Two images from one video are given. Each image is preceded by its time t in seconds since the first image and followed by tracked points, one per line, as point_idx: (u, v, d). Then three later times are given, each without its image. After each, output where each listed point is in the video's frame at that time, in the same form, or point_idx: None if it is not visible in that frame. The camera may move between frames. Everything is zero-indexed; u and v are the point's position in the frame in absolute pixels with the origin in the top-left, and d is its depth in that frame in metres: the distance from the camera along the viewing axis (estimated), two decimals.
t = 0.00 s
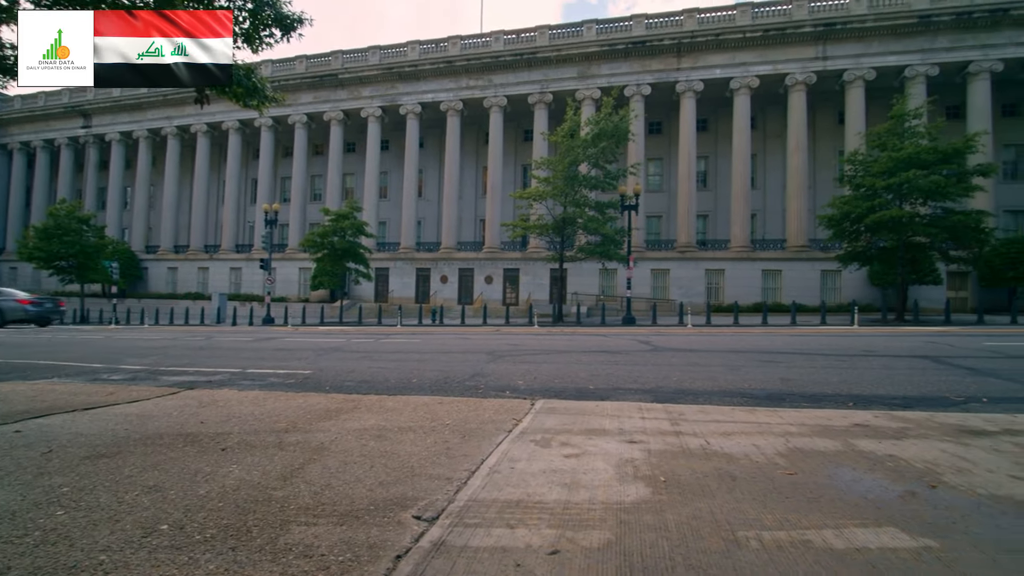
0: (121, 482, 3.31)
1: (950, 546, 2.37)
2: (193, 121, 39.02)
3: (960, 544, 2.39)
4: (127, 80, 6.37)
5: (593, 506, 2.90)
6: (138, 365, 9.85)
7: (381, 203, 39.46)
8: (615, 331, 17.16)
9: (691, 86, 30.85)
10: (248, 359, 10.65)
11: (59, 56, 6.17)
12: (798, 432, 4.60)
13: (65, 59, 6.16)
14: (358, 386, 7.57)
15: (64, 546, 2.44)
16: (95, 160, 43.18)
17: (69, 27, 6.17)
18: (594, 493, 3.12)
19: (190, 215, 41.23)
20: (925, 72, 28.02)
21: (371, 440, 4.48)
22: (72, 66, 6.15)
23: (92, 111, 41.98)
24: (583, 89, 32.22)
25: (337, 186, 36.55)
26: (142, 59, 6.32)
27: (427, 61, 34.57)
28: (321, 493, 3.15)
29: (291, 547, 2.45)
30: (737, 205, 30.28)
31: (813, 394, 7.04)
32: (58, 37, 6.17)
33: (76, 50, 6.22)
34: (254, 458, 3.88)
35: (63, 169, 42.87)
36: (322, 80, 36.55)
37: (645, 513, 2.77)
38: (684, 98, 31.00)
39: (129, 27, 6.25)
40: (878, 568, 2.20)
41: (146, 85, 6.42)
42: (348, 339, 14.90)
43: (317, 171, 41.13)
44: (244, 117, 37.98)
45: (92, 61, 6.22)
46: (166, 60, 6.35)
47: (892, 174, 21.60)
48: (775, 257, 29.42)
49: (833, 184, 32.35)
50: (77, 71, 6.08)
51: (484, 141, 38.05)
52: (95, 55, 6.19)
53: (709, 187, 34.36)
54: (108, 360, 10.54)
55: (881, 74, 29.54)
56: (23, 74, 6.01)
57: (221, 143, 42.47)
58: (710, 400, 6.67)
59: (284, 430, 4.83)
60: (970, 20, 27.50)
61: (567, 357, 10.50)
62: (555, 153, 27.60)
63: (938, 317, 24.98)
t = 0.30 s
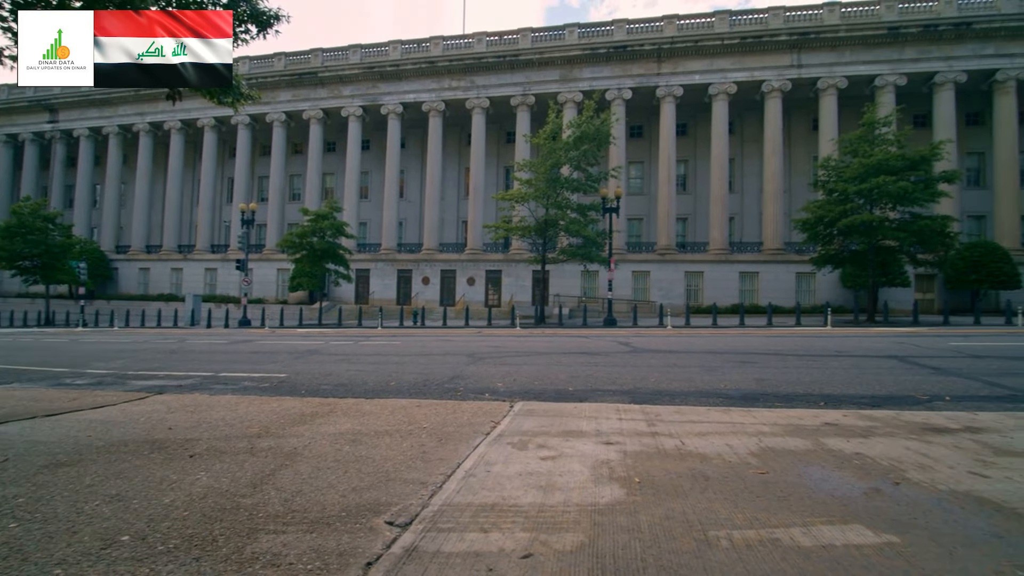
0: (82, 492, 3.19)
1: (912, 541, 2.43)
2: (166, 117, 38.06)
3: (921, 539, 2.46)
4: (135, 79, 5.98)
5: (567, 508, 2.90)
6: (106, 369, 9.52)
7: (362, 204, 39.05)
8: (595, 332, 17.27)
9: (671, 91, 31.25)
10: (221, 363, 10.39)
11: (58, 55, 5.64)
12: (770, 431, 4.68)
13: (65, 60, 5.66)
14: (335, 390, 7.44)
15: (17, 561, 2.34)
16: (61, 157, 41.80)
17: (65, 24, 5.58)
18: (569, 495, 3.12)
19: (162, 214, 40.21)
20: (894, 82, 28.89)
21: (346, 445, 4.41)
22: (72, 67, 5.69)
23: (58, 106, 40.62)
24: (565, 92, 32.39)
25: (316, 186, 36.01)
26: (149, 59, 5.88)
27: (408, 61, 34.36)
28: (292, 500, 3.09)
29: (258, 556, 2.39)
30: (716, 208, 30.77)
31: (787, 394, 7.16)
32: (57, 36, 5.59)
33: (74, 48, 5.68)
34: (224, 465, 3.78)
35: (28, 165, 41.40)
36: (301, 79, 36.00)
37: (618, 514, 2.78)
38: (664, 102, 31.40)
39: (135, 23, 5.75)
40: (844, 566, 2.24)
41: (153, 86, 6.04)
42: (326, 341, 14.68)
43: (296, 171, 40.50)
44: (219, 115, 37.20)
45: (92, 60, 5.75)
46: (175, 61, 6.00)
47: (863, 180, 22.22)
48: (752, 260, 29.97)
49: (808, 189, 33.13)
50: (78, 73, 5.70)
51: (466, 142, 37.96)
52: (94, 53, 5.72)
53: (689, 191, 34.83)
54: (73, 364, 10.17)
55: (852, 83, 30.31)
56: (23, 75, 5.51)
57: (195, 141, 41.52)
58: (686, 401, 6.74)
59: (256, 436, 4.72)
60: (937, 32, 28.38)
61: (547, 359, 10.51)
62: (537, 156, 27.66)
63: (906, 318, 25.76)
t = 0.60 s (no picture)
0: (41, 503, 3.08)
1: (877, 539, 2.48)
2: (139, 114, 37.14)
3: (886, 537, 2.51)
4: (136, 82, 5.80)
5: (543, 512, 2.89)
6: (72, 374, 9.20)
7: (343, 205, 38.62)
8: (577, 335, 17.31)
9: (652, 97, 31.60)
10: (194, 367, 10.13)
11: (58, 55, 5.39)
12: (745, 432, 4.75)
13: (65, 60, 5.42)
14: (312, 394, 7.33)
15: None
16: (27, 153, 40.46)
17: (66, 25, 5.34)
18: (544, 499, 3.11)
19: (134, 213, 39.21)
20: (865, 92, 29.71)
21: (321, 450, 4.34)
22: (72, 68, 5.47)
23: (24, 102, 39.31)
24: (548, 95, 32.52)
25: (296, 186, 35.50)
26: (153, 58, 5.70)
27: (391, 61, 34.16)
28: (262, 508, 3.02)
29: (225, 568, 2.32)
30: (695, 211, 31.21)
31: (762, 395, 7.28)
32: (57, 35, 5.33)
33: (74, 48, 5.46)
34: (192, 473, 3.68)
35: None
36: (280, 77, 35.47)
37: (592, 517, 2.79)
38: (646, 108, 31.73)
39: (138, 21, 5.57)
40: (812, 565, 2.27)
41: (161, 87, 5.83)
42: (305, 345, 14.44)
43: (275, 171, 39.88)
44: (195, 113, 36.44)
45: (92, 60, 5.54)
46: (181, 61, 5.84)
47: (836, 186, 22.80)
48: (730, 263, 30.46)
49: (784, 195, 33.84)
50: (79, 73, 5.50)
51: (449, 144, 37.82)
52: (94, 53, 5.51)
53: (669, 196, 35.26)
54: (37, 369, 9.81)
55: (826, 92, 31.07)
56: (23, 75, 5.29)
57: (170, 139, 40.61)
58: (665, 403, 6.80)
59: (227, 442, 4.62)
60: (905, 44, 29.27)
61: (528, 361, 10.50)
62: (520, 159, 27.67)
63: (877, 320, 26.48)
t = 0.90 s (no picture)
0: None
1: (843, 538, 2.53)
2: (111, 112, 36.22)
3: (852, 535, 2.55)
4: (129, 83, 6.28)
5: (519, 516, 2.88)
6: (38, 379, 8.90)
7: (323, 206, 38.19)
8: (559, 337, 17.36)
9: (634, 102, 31.94)
10: (167, 371, 9.90)
11: (58, 55, 5.87)
12: (720, 433, 4.81)
13: (65, 60, 5.88)
14: (288, 399, 7.20)
15: None
16: None
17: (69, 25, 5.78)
18: (521, 502, 3.10)
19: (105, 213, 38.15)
20: (839, 101, 30.48)
21: (296, 456, 4.26)
22: (72, 67, 5.93)
23: None
24: (531, 99, 32.63)
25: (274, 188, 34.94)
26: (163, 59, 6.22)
27: (373, 62, 33.91)
28: (232, 517, 2.95)
29: None
30: (676, 216, 31.58)
31: (737, 396, 7.39)
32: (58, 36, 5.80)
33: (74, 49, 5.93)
34: (160, 481, 3.59)
35: None
36: (259, 76, 34.93)
37: (568, 521, 2.79)
38: (628, 113, 32.03)
39: (152, 26, 6.12)
40: (778, 563, 2.31)
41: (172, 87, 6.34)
42: (283, 348, 14.20)
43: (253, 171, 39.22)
44: (170, 111, 35.66)
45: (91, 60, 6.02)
46: (187, 61, 6.31)
47: (811, 191, 23.35)
48: (709, 267, 30.92)
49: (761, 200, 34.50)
50: (79, 73, 5.96)
51: (432, 146, 37.67)
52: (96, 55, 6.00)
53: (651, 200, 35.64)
54: None
55: (801, 100, 31.78)
56: (22, 74, 5.79)
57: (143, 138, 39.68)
58: (644, 404, 6.86)
59: (198, 449, 4.51)
60: (876, 55, 30.15)
61: (509, 364, 10.50)
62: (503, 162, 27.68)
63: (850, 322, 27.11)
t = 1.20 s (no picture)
0: None
1: (822, 536, 2.55)
2: (91, 111, 35.56)
3: (831, 533, 2.58)
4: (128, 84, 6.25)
5: (503, 519, 2.87)
6: (14, 384, 8.67)
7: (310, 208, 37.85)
8: (546, 339, 17.37)
9: (621, 105, 32.15)
10: (148, 376, 9.72)
11: (58, 55, 5.82)
12: (704, 433, 4.84)
13: (65, 60, 5.84)
14: (272, 403, 7.11)
15: None
16: None
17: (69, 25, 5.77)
18: (505, 505, 3.09)
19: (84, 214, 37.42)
20: (821, 105, 30.96)
21: (278, 461, 4.20)
22: (72, 67, 5.89)
23: None
24: (519, 101, 32.68)
25: (259, 189, 34.53)
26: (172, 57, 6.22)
27: (360, 63, 33.72)
28: (211, 524, 2.90)
29: None
30: (663, 218, 31.79)
31: (721, 397, 7.45)
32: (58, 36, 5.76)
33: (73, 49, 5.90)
34: (138, 488, 3.52)
35: None
36: (244, 76, 34.54)
37: (552, 523, 2.78)
38: (615, 115, 32.22)
39: (157, 25, 6.11)
40: (759, 563, 2.32)
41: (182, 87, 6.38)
42: (267, 351, 14.00)
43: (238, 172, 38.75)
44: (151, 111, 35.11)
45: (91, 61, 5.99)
46: (193, 61, 6.34)
47: (794, 194, 23.70)
48: (695, 268, 31.21)
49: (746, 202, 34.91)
50: (79, 73, 5.91)
51: (420, 148, 37.55)
52: (97, 56, 5.99)
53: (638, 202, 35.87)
54: None
55: (785, 104, 32.22)
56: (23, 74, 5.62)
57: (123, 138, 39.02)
58: (630, 406, 6.88)
59: (178, 455, 4.43)
60: (857, 61, 30.71)
61: (496, 366, 10.48)
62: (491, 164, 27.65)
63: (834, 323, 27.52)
